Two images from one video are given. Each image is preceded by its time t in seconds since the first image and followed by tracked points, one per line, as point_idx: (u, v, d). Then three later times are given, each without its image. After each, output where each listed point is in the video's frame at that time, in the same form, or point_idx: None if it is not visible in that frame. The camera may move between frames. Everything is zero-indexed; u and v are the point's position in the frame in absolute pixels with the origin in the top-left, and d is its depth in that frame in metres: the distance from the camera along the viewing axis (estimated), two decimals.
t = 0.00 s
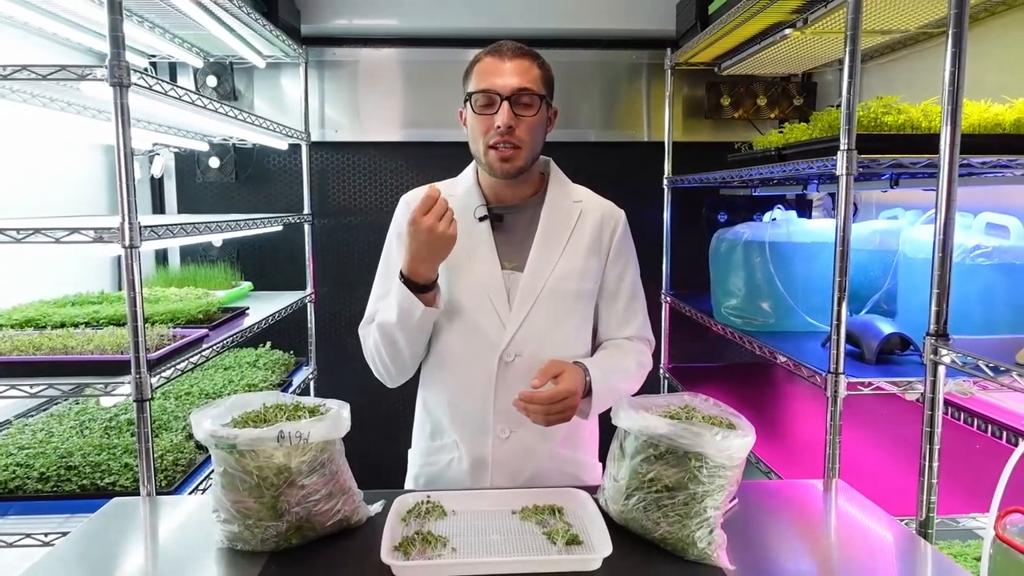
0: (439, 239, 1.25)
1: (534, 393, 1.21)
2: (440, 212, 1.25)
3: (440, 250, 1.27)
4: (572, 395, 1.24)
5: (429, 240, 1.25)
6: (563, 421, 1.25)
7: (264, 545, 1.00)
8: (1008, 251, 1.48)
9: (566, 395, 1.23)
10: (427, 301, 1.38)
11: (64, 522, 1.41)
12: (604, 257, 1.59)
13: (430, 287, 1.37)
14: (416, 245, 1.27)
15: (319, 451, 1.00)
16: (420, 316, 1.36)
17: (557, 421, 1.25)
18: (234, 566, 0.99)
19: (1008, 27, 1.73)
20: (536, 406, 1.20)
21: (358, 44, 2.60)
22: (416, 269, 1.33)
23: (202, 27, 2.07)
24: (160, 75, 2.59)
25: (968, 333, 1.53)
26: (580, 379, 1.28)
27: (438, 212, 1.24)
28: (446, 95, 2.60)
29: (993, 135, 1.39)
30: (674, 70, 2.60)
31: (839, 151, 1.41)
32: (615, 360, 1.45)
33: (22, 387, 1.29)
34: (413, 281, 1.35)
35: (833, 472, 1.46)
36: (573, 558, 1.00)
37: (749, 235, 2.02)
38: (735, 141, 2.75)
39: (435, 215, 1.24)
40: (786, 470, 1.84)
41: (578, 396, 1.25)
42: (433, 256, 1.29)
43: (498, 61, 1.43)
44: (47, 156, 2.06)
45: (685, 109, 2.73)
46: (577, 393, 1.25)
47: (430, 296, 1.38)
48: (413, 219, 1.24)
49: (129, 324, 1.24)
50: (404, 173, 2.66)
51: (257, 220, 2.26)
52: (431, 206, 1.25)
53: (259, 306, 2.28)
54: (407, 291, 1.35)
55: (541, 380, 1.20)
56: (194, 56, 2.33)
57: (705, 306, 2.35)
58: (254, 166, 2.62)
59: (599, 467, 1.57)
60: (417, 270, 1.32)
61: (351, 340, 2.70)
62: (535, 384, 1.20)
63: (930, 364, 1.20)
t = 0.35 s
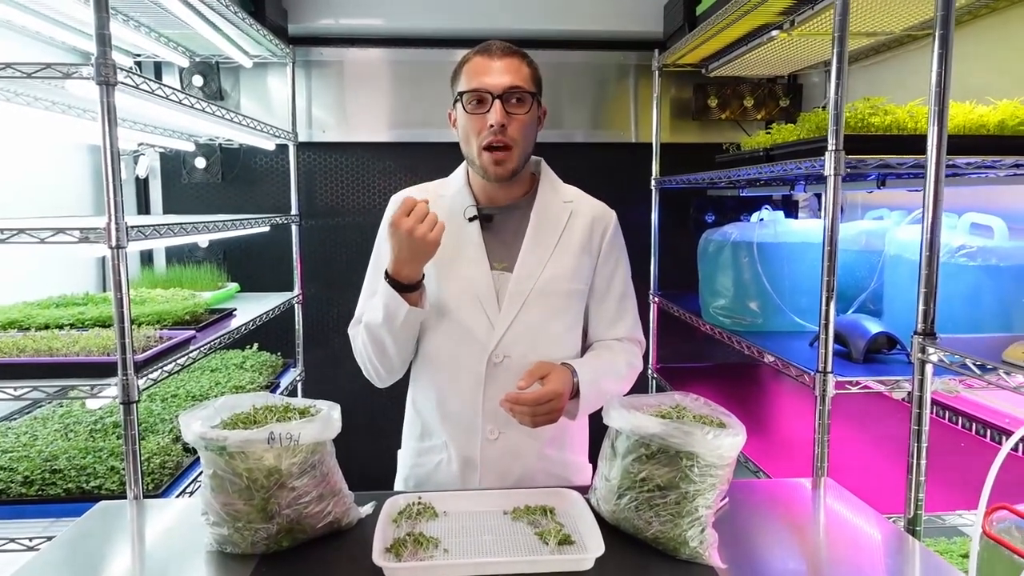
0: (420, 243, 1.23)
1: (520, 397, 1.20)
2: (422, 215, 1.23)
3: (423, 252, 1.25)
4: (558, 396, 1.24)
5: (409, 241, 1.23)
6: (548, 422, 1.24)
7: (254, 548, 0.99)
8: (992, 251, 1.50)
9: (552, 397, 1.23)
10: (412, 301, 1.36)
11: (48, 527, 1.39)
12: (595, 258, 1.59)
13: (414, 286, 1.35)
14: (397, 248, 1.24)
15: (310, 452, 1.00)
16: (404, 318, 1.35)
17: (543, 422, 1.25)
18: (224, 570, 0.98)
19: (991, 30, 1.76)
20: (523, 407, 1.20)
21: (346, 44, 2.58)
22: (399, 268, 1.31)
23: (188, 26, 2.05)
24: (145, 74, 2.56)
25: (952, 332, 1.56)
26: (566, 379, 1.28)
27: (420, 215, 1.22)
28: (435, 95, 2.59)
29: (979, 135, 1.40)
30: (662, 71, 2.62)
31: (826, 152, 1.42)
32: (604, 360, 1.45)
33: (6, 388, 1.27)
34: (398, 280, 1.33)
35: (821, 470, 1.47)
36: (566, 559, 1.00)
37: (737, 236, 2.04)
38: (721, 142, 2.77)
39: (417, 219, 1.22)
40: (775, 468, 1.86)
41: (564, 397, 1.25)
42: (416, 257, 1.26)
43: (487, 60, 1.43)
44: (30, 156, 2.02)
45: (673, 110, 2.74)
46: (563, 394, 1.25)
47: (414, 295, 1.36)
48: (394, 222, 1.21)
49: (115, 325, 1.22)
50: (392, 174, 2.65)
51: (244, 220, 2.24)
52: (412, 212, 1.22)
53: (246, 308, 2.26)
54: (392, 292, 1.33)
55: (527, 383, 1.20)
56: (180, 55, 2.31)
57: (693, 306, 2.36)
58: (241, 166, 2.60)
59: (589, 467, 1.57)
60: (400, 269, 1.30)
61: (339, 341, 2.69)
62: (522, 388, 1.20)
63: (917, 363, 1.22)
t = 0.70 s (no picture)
0: (400, 214, 1.21)
1: (514, 399, 1.19)
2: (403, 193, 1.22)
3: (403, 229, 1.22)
4: (550, 400, 1.23)
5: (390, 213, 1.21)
6: (540, 426, 1.24)
7: (249, 552, 0.98)
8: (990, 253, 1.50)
9: (544, 401, 1.22)
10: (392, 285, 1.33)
11: (40, 532, 1.37)
12: (590, 259, 1.58)
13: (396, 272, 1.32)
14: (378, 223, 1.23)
15: (306, 456, 0.99)
16: (384, 305, 1.32)
17: (536, 426, 1.24)
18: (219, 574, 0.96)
19: (988, 33, 1.76)
20: (515, 411, 1.19)
21: (342, 45, 2.57)
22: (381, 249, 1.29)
23: (183, 27, 2.04)
24: (139, 74, 2.54)
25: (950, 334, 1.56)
26: (559, 383, 1.29)
27: (405, 190, 1.22)
28: (431, 96, 2.59)
29: (977, 137, 1.40)
30: (658, 73, 2.62)
31: (824, 154, 1.42)
32: (600, 361, 1.44)
33: None
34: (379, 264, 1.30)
35: (819, 473, 1.47)
36: (564, 563, 0.98)
37: (734, 238, 2.03)
38: (718, 144, 2.77)
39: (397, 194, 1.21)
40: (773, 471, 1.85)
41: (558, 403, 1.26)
42: (396, 236, 1.24)
43: (480, 62, 1.42)
44: (22, 157, 2.00)
45: (669, 112, 2.74)
46: (556, 400, 1.25)
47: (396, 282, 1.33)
48: (377, 193, 1.21)
49: (108, 326, 1.20)
50: (388, 175, 2.64)
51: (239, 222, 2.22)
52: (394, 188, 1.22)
53: (241, 309, 2.25)
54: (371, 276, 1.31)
55: (521, 386, 1.20)
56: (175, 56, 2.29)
57: (690, 308, 2.36)
58: (236, 168, 2.58)
59: (587, 470, 1.56)
60: (380, 249, 1.27)
61: (335, 343, 2.67)
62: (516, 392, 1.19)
63: (916, 365, 1.21)
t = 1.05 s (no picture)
0: (410, 253, 1.20)
1: (512, 401, 1.18)
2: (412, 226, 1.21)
3: (411, 264, 1.23)
4: (552, 400, 1.22)
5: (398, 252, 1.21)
6: (542, 426, 1.23)
7: (251, 552, 0.97)
8: (997, 249, 1.48)
9: (545, 401, 1.21)
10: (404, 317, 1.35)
11: (41, 531, 1.36)
12: (593, 256, 1.57)
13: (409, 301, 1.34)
14: (387, 258, 1.22)
15: (308, 454, 0.98)
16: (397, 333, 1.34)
17: (537, 426, 1.23)
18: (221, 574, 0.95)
19: (993, 28, 1.74)
20: (516, 412, 1.18)
21: (343, 41, 2.56)
22: (391, 281, 1.30)
23: (183, 23, 2.03)
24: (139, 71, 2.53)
25: (957, 331, 1.54)
26: (560, 382, 1.27)
27: (412, 226, 1.20)
28: (433, 93, 2.57)
29: (985, 132, 1.39)
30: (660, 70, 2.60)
31: (831, 150, 1.41)
32: (604, 360, 1.43)
33: None
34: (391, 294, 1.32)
35: (825, 471, 1.45)
36: (570, 563, 0.97)
37: (738, 234, 2.02)
38: (720, 141, 2.75)
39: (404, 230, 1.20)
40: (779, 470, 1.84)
41: (559, 403, 1.24)
42: (406, 268, 1.24)
43: (483, 61, 1.40)
44: (22, 154, 1.99)
45: (671, 109, 2.73)
46: (557, 400, 1.23)
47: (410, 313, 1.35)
48: (384, 231, 1.19)
49: (109, 324, 1.19)
50: (389, 173, 2.63)
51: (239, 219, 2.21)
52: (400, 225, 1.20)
53: (242, 308, 2.24)
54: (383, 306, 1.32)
55: (519, 387, 1.19)
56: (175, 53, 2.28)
57: (693, 306, 2.34)
58: (236, 165, 2.57)
59: (591, 469, 1.55)
60: (392, 282, 1.29)
61: (336, 341, 2.66)
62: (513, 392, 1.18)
63: (924, 362, 1.20)
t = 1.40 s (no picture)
0: (410, 277, 1.18)
1: (512, 401, 1.17)
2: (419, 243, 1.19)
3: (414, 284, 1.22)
4: (552, 401, 1.21)
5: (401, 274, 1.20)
6: (542, 427, 1.21)
7: (250, 555, 0.96)
8: (999, 245, 1.48)
9: (546, 400, 1.20)
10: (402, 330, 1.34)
11: (37, 535, 1.34)
12: (595, 256, 1.56)
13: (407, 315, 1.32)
14: (388, 278, 1.20)
15: (307, 456, 0.97)
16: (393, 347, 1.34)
17: (538, 426, 1.21)
18: None
19: (994, 23, 1.73)
20: (516, 412, 1.16)
21: (340, 39, 2.55)
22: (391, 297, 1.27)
23: (179, 20, 2.01)
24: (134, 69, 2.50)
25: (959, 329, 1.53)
26: (562, 383, 1.25)
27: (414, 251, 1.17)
28: (431, 91, 2.56)
29: (986, 128, 1.38)
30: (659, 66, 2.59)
31: (832, 146, 1.40)
32: (606, 361, 1.42)
33: None
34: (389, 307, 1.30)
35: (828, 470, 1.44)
36: (572, 565, 0.96)
37: (739, 232, 2.01)
38: (719, 138, 2.74)
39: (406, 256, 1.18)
40: (780, 469, 1.83)
41: (561, 402, 1.23)
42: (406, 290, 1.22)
43: (486, 55, 1.39)
44: (16, 153, 1.97)
45: (670, 106, 2.72)
46: (558, 399, 1.22)
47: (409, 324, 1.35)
48: (386, 254, 1.17)
49: (104, 325, 1.17)
50: (387, 171, 2.62)
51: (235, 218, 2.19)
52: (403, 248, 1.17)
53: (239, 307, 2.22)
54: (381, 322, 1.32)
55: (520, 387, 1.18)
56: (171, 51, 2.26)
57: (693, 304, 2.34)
58: (233, 164, 2.55)
59: (592, 469, 1.54)
60: (391, 298, 1.27)
61: (334, 341, 2.65)
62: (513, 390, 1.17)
63: (928, 360, 1.20)
